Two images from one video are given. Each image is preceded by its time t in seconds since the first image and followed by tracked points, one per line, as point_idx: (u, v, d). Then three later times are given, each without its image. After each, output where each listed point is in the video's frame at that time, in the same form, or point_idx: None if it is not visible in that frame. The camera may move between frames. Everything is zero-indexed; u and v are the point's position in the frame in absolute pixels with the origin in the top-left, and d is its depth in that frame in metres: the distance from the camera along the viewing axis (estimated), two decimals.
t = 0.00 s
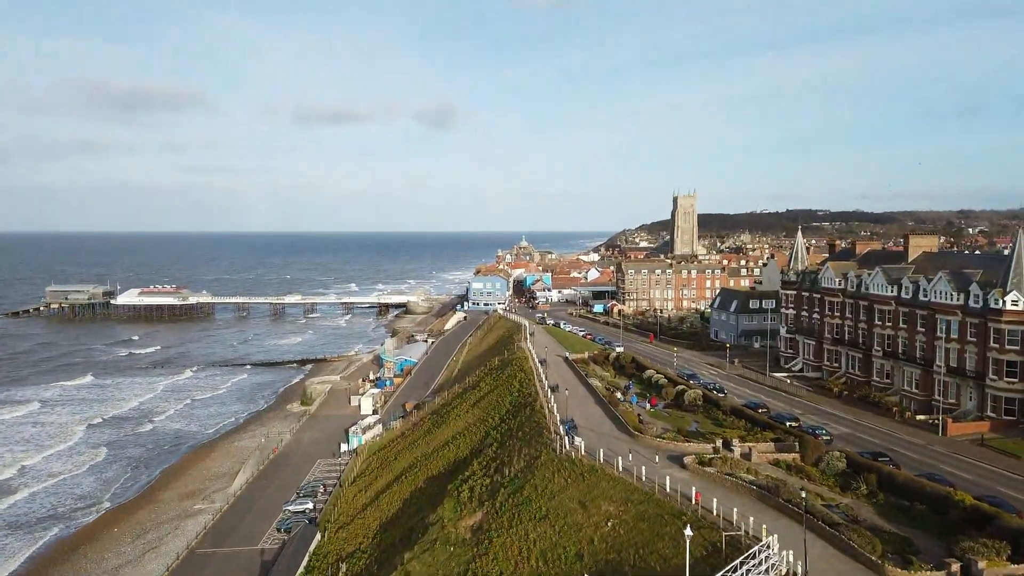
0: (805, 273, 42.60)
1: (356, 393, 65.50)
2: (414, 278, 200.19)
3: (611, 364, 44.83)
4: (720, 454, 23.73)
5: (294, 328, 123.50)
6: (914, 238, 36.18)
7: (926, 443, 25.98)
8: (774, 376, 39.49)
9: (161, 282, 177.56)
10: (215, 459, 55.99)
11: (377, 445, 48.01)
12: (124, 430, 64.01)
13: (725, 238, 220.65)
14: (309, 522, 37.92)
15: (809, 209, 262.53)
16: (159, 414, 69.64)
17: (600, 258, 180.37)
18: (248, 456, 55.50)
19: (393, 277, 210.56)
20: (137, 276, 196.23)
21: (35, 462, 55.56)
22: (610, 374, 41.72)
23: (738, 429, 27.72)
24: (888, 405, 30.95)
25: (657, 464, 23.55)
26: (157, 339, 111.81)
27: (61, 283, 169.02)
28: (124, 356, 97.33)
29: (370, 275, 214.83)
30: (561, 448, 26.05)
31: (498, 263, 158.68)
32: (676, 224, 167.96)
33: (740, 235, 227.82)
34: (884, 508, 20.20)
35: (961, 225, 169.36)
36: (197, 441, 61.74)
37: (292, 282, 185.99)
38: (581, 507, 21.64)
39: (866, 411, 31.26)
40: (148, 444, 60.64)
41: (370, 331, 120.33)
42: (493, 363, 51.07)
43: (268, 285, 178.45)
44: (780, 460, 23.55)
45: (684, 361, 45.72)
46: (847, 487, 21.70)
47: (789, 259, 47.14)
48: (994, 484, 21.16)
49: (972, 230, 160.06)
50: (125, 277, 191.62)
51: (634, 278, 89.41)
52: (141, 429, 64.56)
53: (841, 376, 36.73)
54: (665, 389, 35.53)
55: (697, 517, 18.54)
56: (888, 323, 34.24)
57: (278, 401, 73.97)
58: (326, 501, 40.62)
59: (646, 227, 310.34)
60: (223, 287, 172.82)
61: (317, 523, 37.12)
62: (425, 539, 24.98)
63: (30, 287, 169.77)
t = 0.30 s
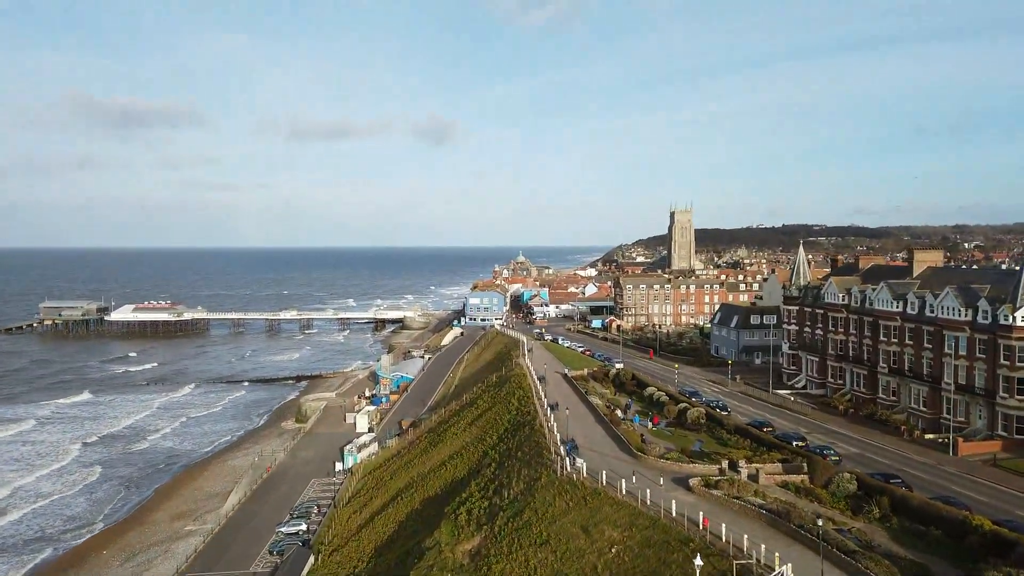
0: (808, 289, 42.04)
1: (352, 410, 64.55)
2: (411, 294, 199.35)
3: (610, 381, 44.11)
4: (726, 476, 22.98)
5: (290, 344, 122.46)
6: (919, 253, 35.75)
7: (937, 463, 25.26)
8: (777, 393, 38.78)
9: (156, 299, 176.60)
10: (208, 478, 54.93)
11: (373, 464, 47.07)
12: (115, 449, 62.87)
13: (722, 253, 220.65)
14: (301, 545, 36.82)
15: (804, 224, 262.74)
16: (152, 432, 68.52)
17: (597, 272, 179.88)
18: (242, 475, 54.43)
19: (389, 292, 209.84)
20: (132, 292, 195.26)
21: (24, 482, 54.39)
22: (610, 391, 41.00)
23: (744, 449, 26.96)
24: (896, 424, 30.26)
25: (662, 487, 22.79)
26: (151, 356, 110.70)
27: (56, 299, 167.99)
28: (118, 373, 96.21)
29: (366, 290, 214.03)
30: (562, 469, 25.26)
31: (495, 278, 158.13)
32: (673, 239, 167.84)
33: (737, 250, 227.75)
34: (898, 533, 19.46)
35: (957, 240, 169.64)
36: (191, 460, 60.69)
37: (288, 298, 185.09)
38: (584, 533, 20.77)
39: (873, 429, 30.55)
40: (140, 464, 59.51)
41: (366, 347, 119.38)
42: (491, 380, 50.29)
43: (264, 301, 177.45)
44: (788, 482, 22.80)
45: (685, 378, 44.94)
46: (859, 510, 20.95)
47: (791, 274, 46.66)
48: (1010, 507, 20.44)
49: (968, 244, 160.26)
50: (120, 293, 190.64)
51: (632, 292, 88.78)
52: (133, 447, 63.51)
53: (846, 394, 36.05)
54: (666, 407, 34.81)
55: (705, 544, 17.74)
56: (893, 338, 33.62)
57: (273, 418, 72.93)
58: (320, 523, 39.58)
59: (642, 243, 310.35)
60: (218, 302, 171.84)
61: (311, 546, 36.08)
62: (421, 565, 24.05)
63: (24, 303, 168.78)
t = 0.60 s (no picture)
0: (812, 298, 41.44)
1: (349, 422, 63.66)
2: (410, 304, 198.65)
3: (612, 393, 43.40)
4: (734, 492, 22.23)
5: (288, 355, 121.52)
6: (926, 262, 35.34)
7: (950, 478, 24.53)
8: (782, 405, 38.05)
9: (153, 309, 175.81)
10: (203, 492, 54.03)
11: (370, 477, 46.23)
12: (109, 462, 61.94)
13: (721, 262, 220.44)
14: (296, 562, 35.74)
15: (803, 233, 262.51)
16: (147, 444, 67.61)
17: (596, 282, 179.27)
18: (237, 489, 53.53)
19: (388, 301, 209.17)
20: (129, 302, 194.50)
21: (16, 496, 53.47)
22: (611, 403, 40.27)
23: (751, 464, 26.22)
24: (905, 437, 29.54)
25: (668, 504, 22.04)
26: (147, 367, 109.77)
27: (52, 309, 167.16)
28: (114, 385, 95.29)
29: (365, 300, 213.42)
30: (565, 485, 24.47)
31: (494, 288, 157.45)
32: (672, 248, 167.49)
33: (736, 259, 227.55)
34: (915, 552, 18.71)
35: (956, 248, 169.49)
36: (185, 473, 59.74)
37: (286, 308, 184.26)
38: (588, 552, 19.99)
39: (882, 443, 29.81)
40: (134, 477, 58.59)
41: (364, 357, 118.49)
42: (490, 391, 49.54)
43: (262, 311, 176.60)
44: (799, 498, 22.05)
45: (688, 389, 44.14)
46: (872, 528, 20.19)
47: (795, 283, 46.15)
48: None
49: (966, 253, 159.98)
50: (117, 303, 189.93)
51: (632, 302, 88.03)
52: (128, 460, 62.58)
53: (852, 405, 35.33)
54: (670, 420, 34.05)
55: (716, 566, 16.98)
56: (901, 349, 32.93)
57: (270, 430, 72.05)
58: (316, 538, 38.64)
59: (640, 252, 310.26)
60: (216, 312, 171.10)
61: (306, 563, 35.21)
62: None
63: (21, 313, 167.98)
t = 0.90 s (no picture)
0: (816, 303, 40.80)
1: (346, 429, 62.84)
2: (408, 309, 197.90)
3: (613, 400, 42.71)
4: (743, 504, 21.50)
5: (285, 361, 120.54)
6: (934, 266, 34.67)
7: (963, 488, 23.85)
8: (787, 412, 37.36)
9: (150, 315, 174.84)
10: (198, 501, 53.18)
11: (367, 486, 45.46)
12: (104, 471, 61.05)
13: (720, 267, 220.19)
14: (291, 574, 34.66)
15: (801, 238, 262.28)
16: (142, 453, 66.73)
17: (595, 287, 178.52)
18: (233, 498, 52.68)
19: (386, 307, 208.44)
20: (126, 309, 193.46)
21: (8, 507, 52.60)
22: (613, 411, 39.59)
23: (758, 474, 25.50)
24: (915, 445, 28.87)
25: (674, 516, 21.34)
26: (143, 374, 108.82)
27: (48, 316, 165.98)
28: (109, 392, 94.36)
29: (363, 306, 212.62)
30: (567, 497, 23.75)
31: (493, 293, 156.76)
32: (671, 253, 167.04)
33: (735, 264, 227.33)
34: (931, 566, 17.99)
35: (955, 253, 169.27)
36: (181, 482, 58.86)
37: (284, 314, 183.43)
38: (592, 567, 19.24)
39: (891, 451, 29.12)
40: (129, 487, 57.71)
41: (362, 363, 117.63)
42: (490, 398, 48.83)
43: (260, 317, 175.70)
44: (808, 510, 21.34)
45: (690, 396, 43.41)
46: (886, 541, 19.45)
47: (799, 288, 45.49)
48: None
49: (965, 257, 159.55)
50: (114, 310, 188.95)
51: (632, 307, 87.32)
52: (122, 469, 61.70)
53: (859, 412, 34.66)
54: (673, 428, 33.33)
55: None
56: (909, 355, 32.28)
57: (266, 438, 71.19)
58: (312, 549, 37.73)
59: (638, 257, 309.92)
60: (213, 318, 170.12)
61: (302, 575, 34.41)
62: None
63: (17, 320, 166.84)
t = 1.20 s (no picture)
0: (817, 303, 40.31)
1: (342, 432, 62.14)
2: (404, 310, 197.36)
3: (612, 402, 42.15)
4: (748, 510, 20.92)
5: (280, 363, 119.71)
6: (937, 265, 34.16)
7: (970, 492, 23.33)
8: (788, 414, 36.84)
9: (145, 317, 173.81)
10: (192, 506, 52.44)
11: (363, 490, 44.80)
12: (96, 475, 60.25)
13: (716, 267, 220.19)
14: None
15: (796, 238, 262.45)
16: (135, 456, 65.91)
17: (591, 288, 177.92)
18: (226, 502, 51.94)
19: (381, 308, 207.82)
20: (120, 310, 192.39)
21: None
22: (612, 413, 39.03)
23: (762, 479, 24.93)
24: (920, 447, 28.36)
25: (677, 523, 20.77)
26: (137, 376, 107.93)
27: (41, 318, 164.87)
28: (103, 395, 93.41)
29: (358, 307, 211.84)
30: (567, 503, 23.13)
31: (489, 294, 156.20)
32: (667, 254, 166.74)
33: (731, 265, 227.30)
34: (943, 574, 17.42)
35: (950, 253, 169.47)
36: (174, 486, 58.09)
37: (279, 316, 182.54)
38: None
39: (896, 453, 28.60)
40: (121, 491, 56.90)
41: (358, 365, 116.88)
42: (487, 400, 48.20)
43: (255, 319, 174.70)
44: (815, 516, 20.77)
45: (690, 397, 42.85)
46: (895, 548, 18.89)
47: (799, 288, 44.98)
48: None
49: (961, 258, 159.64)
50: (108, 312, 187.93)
51: (629, 308, 86.79)
52: (115, 473, 60.90)
53: (862, 414, 34.16)
54: (674, 430, 32.77)
55: None
56: (913, 355, 31.78)
57: (261, 440, 70.44)
58: (306, 555, 37.06)
59: (633, 258, 309.63)
60: (208, 320, 169.17)
61: None
62: None
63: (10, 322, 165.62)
